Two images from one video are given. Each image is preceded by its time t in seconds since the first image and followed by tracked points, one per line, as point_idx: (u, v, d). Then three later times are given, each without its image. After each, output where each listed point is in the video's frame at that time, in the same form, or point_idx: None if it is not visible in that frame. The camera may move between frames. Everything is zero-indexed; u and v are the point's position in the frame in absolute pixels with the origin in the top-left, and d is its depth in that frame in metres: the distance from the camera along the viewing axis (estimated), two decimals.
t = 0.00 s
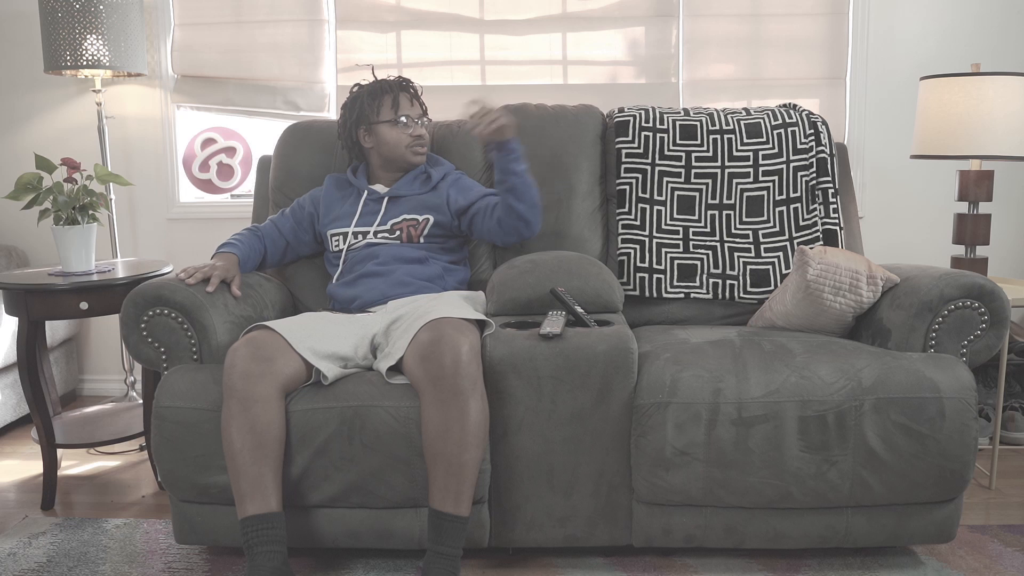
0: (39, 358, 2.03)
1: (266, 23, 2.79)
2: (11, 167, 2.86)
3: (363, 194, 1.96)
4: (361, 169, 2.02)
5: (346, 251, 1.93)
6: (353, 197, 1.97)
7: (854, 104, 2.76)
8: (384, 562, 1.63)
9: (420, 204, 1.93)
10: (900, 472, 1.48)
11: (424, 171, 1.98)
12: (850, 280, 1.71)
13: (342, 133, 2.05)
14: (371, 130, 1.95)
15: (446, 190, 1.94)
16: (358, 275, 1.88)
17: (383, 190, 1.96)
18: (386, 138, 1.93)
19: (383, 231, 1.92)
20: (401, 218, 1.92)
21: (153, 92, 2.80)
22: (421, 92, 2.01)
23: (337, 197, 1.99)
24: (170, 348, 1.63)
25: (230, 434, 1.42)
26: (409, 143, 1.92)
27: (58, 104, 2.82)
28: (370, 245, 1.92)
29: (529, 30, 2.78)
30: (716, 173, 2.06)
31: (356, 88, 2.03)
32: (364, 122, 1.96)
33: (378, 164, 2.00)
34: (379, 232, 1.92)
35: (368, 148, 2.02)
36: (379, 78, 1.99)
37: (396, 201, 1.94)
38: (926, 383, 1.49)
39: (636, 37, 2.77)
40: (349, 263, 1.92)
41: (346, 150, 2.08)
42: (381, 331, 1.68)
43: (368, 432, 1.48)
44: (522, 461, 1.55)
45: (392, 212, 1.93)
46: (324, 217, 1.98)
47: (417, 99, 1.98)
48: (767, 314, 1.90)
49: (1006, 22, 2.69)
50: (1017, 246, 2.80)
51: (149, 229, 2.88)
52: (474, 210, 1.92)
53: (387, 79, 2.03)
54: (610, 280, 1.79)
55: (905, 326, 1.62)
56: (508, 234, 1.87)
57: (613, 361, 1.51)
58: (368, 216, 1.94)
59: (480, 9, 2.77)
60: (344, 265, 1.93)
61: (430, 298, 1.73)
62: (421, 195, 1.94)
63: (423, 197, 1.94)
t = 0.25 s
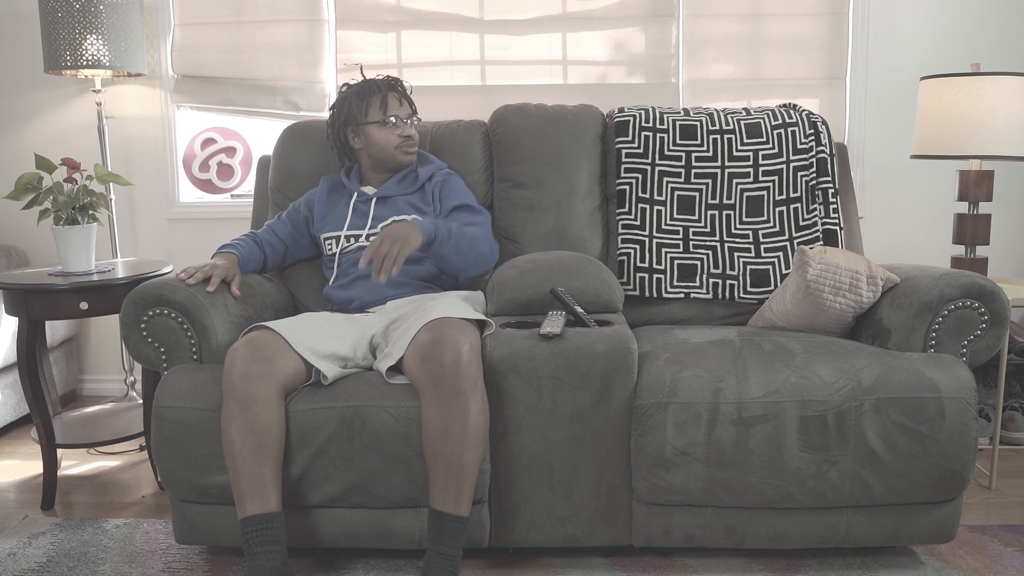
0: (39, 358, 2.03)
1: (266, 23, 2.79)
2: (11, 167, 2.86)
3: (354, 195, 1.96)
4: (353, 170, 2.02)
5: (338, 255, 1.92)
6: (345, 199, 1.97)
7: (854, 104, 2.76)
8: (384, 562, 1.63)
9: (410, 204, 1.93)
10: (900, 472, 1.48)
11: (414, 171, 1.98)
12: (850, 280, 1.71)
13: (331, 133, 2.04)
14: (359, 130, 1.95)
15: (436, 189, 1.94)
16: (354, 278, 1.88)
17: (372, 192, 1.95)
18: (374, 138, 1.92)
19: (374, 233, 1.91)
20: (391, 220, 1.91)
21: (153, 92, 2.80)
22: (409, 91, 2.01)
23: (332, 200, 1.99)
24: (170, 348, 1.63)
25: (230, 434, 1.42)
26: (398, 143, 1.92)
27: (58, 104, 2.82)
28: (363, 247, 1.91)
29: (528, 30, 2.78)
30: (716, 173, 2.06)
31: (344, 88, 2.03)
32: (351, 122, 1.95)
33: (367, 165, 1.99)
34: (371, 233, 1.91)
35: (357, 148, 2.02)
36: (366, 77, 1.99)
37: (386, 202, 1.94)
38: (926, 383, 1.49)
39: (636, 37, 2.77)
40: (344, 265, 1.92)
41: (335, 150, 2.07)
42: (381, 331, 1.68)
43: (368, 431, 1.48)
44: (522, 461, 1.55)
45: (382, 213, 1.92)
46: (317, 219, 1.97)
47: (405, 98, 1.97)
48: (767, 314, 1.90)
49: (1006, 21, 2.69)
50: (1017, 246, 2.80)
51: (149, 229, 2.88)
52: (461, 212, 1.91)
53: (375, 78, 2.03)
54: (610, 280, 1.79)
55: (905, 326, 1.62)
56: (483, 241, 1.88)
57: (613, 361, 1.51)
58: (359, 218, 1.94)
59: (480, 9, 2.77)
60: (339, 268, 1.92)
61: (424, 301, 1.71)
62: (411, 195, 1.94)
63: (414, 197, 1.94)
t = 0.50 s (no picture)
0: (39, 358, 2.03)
1: (266, 23, 2.79)
2: (11, 167, 2.86)
3: (356, 195, 1.96)
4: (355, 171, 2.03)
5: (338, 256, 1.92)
6: (346, 198, 1.98)
7: (854, 104, 2.76)
8: (384, 562, 1.63)
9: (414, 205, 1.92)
10: (900, 472, 1.48)
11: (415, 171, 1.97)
12: (850, 280, 1.71)
13: (332, 134, 2.04)
14: (360, 130, 1.94)
15: (437, 190, 1.94)
16: (354, 278, 1.88)
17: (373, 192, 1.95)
18: (375, 139, 1.92)
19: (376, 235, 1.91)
20: (392, 220, 1.91)
21: (153, 92, 2.80)
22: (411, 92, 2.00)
23: (333, 200, 2.00)
24: (170, 348, 1.63)
25: (230, 434, 1.42)
26: (398, 143, 1.91)
27: (58, 104, 2.82)
28: (363, 247, 1.91)
29: (528, 29, 2.78)
30: (716, 173, 2.06)
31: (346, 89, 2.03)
32: (353, 122, 1.95)
33: (368, 164, 1.99)
34: (373, 234, 1.91)
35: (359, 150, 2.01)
36: (368, 78, 1.98)
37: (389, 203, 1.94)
38: (926, 383, 1.49)
39: (636, 37, 2.77)
40: (345, 265, 1.92)
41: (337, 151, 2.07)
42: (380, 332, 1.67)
43: (368, 432, 1.48)
44: (522, 461, 1.55)
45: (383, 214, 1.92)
46: (318, 219, 1.97)
47: (407, 99, 1.97)
48: (767, 314, 1.90)
49: (1006, 21, 2.69)
50: (1017, 246, 2.80)
51: (149, 229, 2.88)
52: (457, 218, 1.90)
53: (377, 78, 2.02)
54: (610, 280, 1.79)
55: (905, 326, 1.62)
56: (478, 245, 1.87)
57: (613, 361, 1.51)
58: (360, 218, 1.94)
59: (480, 9, 2.77)
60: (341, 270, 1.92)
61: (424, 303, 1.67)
62: (412, 196, 1.94)
63: (415, 197, 1.94)
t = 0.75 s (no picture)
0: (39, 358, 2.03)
1: (266, 23, 2.79)
2: (11, 167, 2.86)
3: (355, 196, 1.96)
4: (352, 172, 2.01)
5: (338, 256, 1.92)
6: (346, 200, 1.97)
7: (854, 104, 2.76)
8: (384, 562, 1.63)
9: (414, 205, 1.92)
10: (900, 472, 1.48)
11: (415, 171, 1.96)
12: (850, 280, 1.71)
13: (326, 138, 2.04)
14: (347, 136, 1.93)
15: (436, 190, 1.93)
16: (355, 278, 1.87)
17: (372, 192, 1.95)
18: (359, 145, 1.91)
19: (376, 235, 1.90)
20: (391, 220, 1.91)
21: (153, 92, 2.80)
22: (396, 89, 1.96)
23: (333, 201, 1.99)
24: (170, 348, 1.63)
25: (231, 433, 1.42)
26: (380, 149, 1.89)
27: (58, 104, 2.82)
28: (364, 248, 1.91)
29: (528, 30, 2.78)
30: (716, 173, 2.06)
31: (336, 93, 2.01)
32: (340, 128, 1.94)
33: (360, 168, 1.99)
34: (372, 234, 1.91)
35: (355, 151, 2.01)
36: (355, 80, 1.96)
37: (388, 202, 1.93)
38: (926, 383, 1.49)
39: (636, 37, 2.77)
40: (345, 265, 1.92)
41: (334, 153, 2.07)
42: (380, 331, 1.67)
43: (368, 431, 1.48)
44: (522, 460, 1.55)
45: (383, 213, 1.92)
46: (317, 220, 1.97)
47: (390, 98, 1.93)
48: (767, 314, 1.90)
49: (1005, 21, 2.69)
50: (1017, 246, 2.80)
51: (149, 229, 2.88)
52: (458, 217, 1.90)
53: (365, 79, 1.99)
54: (610, 280, 1.79)
55: (905, 326, 1.62)
56: (479, 246, 1.88)
57: (612, 361, 1.51)
58: (359, 218, 1.94)
59: (480, 9, 2.77)
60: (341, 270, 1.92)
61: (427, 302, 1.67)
62: (410, 195, 1.93)
63: (414, 198, 1.93)
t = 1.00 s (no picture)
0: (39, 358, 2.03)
1: (266, 23, 2.79)
2: (11, 167, 2.86)
3: (346, 196, 1.96)
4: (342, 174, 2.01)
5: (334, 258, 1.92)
6: (338, 201, 1.97)
7: (855, 104, 2.76)
8: (384, 562, 1.63)
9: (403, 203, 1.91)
10: (900, 472, 1.48)
11: (404, 170, 1.95)
12: (850, 280, 1.71)
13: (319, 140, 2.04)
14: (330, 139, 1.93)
15: (426, 188, 1.93)
16: (349, 280, 1.87)
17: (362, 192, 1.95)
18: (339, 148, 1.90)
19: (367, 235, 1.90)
20: (380, 220, 1.91)
21: (153, 92, 2.80)
22: (377, 88, 1.93)
23: (328, 203, 1.99)
24: (170, 348, 1.63)
25: (231, 435, 1.42)
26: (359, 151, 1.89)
27: (58, 104, 2.82)
28: (356, 249, 1.91)
29: (528, 29, 2.78)
30: (716, 173, 2.06)
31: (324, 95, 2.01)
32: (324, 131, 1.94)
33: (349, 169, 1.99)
34: (362, 235, 1.90)
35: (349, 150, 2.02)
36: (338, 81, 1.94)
37: (377, 201, 1.93)
38: (926, 383, 1.49)
39: (636, 37, 2.77)
40: (338, 266, 1.92)
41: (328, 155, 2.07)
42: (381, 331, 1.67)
43: (368, 432, 1.48)
44: (522, 460, 1.55)
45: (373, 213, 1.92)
46: (311, 221, 1.98)
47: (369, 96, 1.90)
48: (767, 314, 1.90)
49: (1005, 21, 2.69)
50: (1017, 246, 2.80)
51: (149, 229, 2.88)
52: (451, 216, 1.90)
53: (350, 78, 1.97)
54: (610, 280, 1.79)
55: (905, 326, 1.62)
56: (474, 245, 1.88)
57: (612, 361, 1.51)
58: (350, 219, 1.94)
59: (480, 9, 2.77)
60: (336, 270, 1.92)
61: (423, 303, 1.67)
62: (398, 194, 1.93)
63: (403, 197, 1.92)
